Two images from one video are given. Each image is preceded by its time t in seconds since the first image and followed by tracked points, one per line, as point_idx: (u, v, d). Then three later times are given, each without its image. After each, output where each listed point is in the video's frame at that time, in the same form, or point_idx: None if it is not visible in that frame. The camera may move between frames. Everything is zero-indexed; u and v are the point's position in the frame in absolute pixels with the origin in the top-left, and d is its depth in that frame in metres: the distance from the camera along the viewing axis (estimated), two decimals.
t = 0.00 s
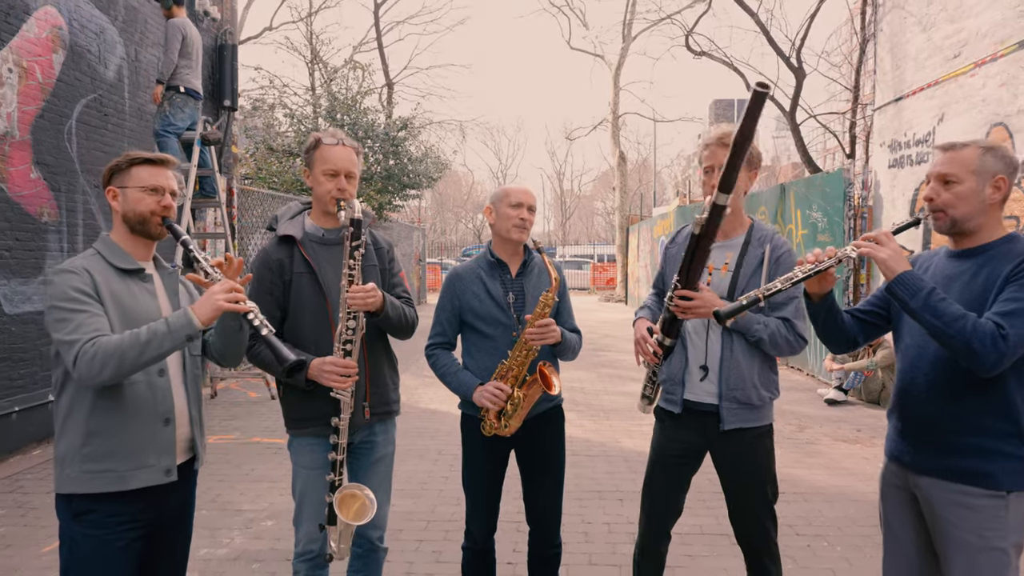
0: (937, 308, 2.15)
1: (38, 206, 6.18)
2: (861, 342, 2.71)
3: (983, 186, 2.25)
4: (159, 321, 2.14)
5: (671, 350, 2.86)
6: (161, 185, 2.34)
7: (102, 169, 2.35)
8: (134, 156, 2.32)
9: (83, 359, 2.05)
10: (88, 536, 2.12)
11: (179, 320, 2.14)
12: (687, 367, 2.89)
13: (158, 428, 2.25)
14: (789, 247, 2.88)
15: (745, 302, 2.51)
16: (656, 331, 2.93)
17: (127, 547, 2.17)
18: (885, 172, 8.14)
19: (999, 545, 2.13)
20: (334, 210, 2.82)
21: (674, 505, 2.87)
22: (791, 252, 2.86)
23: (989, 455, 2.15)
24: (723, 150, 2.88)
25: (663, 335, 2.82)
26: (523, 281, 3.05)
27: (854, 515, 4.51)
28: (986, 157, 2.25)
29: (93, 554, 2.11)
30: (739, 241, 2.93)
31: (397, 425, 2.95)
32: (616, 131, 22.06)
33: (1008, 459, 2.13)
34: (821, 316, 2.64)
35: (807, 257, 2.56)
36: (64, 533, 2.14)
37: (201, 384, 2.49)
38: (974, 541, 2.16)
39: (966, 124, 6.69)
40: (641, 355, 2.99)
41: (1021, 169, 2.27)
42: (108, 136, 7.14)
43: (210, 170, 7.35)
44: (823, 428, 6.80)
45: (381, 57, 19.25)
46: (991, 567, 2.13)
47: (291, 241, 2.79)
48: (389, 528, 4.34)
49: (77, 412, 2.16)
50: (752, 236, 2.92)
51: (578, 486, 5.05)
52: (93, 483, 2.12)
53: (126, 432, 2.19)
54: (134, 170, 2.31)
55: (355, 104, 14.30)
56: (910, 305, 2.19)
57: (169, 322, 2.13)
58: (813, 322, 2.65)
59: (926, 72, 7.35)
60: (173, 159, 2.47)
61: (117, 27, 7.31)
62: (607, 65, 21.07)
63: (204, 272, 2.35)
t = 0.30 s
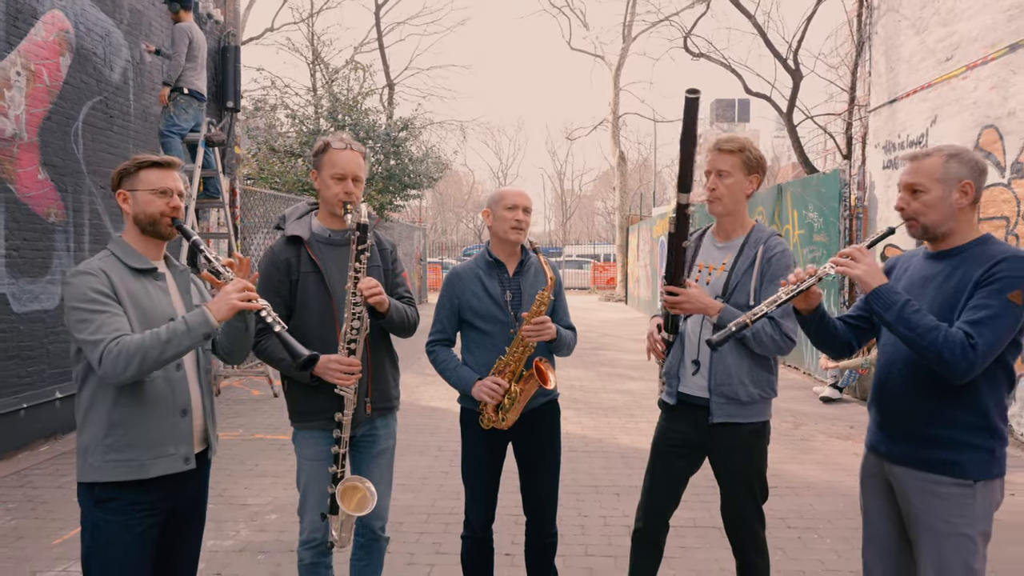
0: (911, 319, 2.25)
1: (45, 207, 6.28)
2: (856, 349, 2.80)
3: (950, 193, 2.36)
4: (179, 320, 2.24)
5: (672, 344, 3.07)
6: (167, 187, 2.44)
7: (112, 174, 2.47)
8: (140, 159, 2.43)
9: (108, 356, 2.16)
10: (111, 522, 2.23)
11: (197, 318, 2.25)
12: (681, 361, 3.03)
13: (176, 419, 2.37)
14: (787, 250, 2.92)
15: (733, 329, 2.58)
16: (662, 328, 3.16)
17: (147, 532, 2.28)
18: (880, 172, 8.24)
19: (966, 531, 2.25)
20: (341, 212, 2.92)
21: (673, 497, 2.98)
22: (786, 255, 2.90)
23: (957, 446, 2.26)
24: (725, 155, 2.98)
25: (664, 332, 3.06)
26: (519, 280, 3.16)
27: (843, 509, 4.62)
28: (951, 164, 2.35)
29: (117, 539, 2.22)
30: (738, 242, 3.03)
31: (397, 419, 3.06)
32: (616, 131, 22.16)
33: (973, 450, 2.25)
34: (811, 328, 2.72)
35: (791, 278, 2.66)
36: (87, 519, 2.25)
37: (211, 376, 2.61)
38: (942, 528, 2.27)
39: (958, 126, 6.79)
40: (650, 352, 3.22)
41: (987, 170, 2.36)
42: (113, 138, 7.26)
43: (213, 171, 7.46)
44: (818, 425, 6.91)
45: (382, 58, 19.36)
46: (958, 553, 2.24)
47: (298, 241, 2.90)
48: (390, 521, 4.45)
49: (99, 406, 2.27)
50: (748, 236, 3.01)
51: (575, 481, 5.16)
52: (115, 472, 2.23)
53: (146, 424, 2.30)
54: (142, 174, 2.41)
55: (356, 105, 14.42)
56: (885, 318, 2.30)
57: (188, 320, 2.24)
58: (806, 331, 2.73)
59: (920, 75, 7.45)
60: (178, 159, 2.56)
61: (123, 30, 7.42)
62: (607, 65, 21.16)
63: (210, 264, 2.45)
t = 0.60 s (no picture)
0: (889, 332, 2.31)
1: (51, 208, 6.37)
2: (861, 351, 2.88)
3: (915, 200, 2.39)
4: (202, 329, 2.38)
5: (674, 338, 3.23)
6: (182, 189, 2.54)
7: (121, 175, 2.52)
8: (155, 162, 2.51)
9: (135, 361, 2.25)
10: (129, 510, 2.32)
11: (219, 328, 2.39)
12: (678, 358, 3.15)
13: (192, 413, 2.48)
14: (778, 251, 2.96)
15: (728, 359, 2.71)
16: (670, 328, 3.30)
17: (163, 518, 2.38)
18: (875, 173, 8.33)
19: (941, 522, 2.32)
20: (352, 213, 3.01)
21: (673, 489, 3.07)
22: (775, 257, 2.95)
23: (933, 442, 2.35)
24: (721, 159, 3.07)
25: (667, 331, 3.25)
26: (519, 278, 3.25)
27: (836, 503, 4.71)
28: (911, 173, 2.39)
29: (135, 526, 2.32)
30: (735, 244, 3.10)
31: (398, 414, 3.14)
32: (615, 132, 22.25)
33: (950, 445, 2.32)
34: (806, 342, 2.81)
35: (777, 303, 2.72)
36: (105, 508, 2.34)
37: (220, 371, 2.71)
38: (918, 519, 2.36)
39: (951, 127, 6.87)
40: (662, 351, 3.35)
41: (952, 172, 2.37)
42: (117, 139, 7.35)
43: (216, 172, 7.56)
44: (814, 422, 7.00)
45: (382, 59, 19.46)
46: (932, 542, 2.32)
47: (308, 238, 2.98)
48: (392, 515, 4.54)
49: (120, 402, 2.36)
50: (746, 237, 3.06)
51: (573, 476, 5.25)
52: (136, 464, 2.32)
53: (165, 420, 2.40)
54: (159, 177, 2.50)
55: (357, 106, 14.51)
56: (867, 332, 2.36)
57: (211, 330, 2.39)
58: (807, 343, 2.82)
59: (915, 76, 7.53)
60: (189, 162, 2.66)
61: (127, 33, 7.52)
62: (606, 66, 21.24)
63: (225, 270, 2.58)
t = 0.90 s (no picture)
0: (866, 336, 2.33)
1: (58, 208, 6.46)
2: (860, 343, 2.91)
3: (888, 206, 2.37)
4: (233, 326, 2.53)
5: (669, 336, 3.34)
6: (197, 190, 2.65)
7: (133, 175, 2.58)
8: (171, 163, 2.60)
9: (173, 357, 2.37)
10: (151, 498, 2.43)
11: (248, 325, 2.55)
12: (672, 356, 3.24)
13: (213, 405, 2.63)
14: (765, 252, 3.06)
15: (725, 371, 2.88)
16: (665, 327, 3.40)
17: (183, 505, 2.50)
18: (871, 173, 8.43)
19: (920, 514, 2.35)
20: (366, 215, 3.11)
21: (666, 479, 3.16)
22: (764, 257, 3.04)
23: (914, 437, 2.38)
24: (709, 164, 3.16)
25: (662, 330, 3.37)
26: (519, 277, 3.34)
27: (830, 498, 4.81)
28: (881, 179, 2.37)
29: (158, 514, 2.43)
30: (726, 246, 3.20)
31: (402, 410, 3.23)
32: (614, 132, 22.35)
33: (930, 441, 2.35)
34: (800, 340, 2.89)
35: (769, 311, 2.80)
36: (127, 496, 2.43)
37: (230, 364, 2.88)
38: (899, 511, 2.40)
39: (945, 128, 6.97)
40: (659, 350, 3.45)
41: (923, 174, 2.34)
42: (122, 140, 7.44)
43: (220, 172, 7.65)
44: (810, 419, 7.09)
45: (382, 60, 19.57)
46: (912, 534, 2.36)
47: (320, 237, 3.08)
48: (395, 509, 4.63)
49: (145, 397, 2.47)
50: (739, 240, 3.13)
51: (572, 472, 5.35)
52: (163, 456, 2.44)
53: (190, 412, 2.53)
54: (175, 178, 2.59)
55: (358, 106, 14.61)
56: (849, 339, 2.38)
57: (241, 327, 2.54)
58: (804, 343, 2.88)
59: (910, 78, 7.63)
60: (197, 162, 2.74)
61: (131, 35, 7.61)
62: (606, 66, 21.34)
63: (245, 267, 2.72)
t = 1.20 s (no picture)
0: (837, 336, 2.37)
1: (67, 208, 6.58)
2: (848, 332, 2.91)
3: (864, 209, 2.41)
4: (256, 326, 2.67)
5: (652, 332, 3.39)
6: (212, 191, 2.77)
7: (150, 175, 2.68)
8: (187, 165, 2.70)
9: (203, 356, 2.50)
10: (173, 489, 2.55)
11: (270, 323, 2.70)
12: (658, 350, 3.34)
13: (230, 400, 2.77)
14: (749, 248, 3.22)
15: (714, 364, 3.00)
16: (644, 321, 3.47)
17: (202, 496, 2.62)
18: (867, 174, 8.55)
19: (897, 506, 2.31)
20: (378, 217, 3.25)
21: (654, 469, 3.27)
22: (748, 253, 3.21)
23: (891, 431, 2.33)
24: (692, 167, 3.28)
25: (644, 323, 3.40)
26: (521, 276, 3.46)
27: (824, 491, 4.93)
28: (858, 183, 2.41)
29: (179, 505, 2.55)
30: (708, 243, 3.33)
31: (408, 406, 3.34)
32: (614, 132, 22.48)
33: (905, 435, 2.30)
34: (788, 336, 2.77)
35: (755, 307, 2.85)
36: (149, 488, 2.55)
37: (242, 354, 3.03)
38: (876, 504, 2.35)
39: (939, 130, 7.09)
40: (637, 343, 3.54)
41: (899, 179, 2.37)
42: (129, 141, 7.56)
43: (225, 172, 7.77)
44: (805, 416, 7.21)
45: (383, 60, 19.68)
46: (889, 527, 2.31)
47: (332, 237, 3.22)
48: (399, 502, 4.75)
49: (171, 393, 2.59)
50: (718, 238, 3.29)
51: (572, 467, 5.47)
52: (187, 449, 2.57)
53: (212, 407, 2.67)
54: (190, 180, 2.69)
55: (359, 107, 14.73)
56: (823, 338, 2.42)
57: (264, 326, 2.68)
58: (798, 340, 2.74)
59: (904, 81, 7.75)
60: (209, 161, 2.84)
61: (138, 38, 7.73)
62: (605, 67, 21.46)
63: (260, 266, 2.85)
